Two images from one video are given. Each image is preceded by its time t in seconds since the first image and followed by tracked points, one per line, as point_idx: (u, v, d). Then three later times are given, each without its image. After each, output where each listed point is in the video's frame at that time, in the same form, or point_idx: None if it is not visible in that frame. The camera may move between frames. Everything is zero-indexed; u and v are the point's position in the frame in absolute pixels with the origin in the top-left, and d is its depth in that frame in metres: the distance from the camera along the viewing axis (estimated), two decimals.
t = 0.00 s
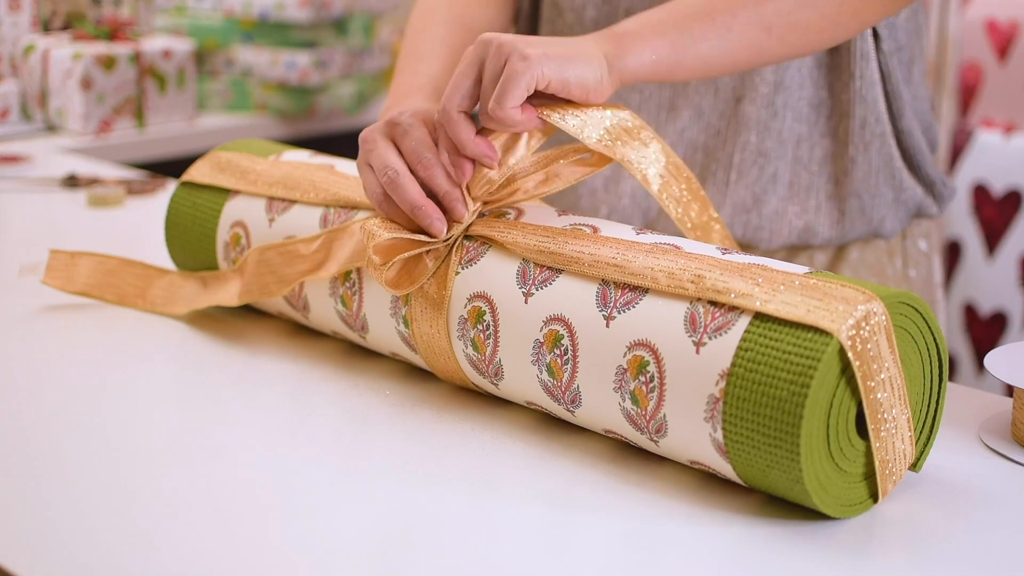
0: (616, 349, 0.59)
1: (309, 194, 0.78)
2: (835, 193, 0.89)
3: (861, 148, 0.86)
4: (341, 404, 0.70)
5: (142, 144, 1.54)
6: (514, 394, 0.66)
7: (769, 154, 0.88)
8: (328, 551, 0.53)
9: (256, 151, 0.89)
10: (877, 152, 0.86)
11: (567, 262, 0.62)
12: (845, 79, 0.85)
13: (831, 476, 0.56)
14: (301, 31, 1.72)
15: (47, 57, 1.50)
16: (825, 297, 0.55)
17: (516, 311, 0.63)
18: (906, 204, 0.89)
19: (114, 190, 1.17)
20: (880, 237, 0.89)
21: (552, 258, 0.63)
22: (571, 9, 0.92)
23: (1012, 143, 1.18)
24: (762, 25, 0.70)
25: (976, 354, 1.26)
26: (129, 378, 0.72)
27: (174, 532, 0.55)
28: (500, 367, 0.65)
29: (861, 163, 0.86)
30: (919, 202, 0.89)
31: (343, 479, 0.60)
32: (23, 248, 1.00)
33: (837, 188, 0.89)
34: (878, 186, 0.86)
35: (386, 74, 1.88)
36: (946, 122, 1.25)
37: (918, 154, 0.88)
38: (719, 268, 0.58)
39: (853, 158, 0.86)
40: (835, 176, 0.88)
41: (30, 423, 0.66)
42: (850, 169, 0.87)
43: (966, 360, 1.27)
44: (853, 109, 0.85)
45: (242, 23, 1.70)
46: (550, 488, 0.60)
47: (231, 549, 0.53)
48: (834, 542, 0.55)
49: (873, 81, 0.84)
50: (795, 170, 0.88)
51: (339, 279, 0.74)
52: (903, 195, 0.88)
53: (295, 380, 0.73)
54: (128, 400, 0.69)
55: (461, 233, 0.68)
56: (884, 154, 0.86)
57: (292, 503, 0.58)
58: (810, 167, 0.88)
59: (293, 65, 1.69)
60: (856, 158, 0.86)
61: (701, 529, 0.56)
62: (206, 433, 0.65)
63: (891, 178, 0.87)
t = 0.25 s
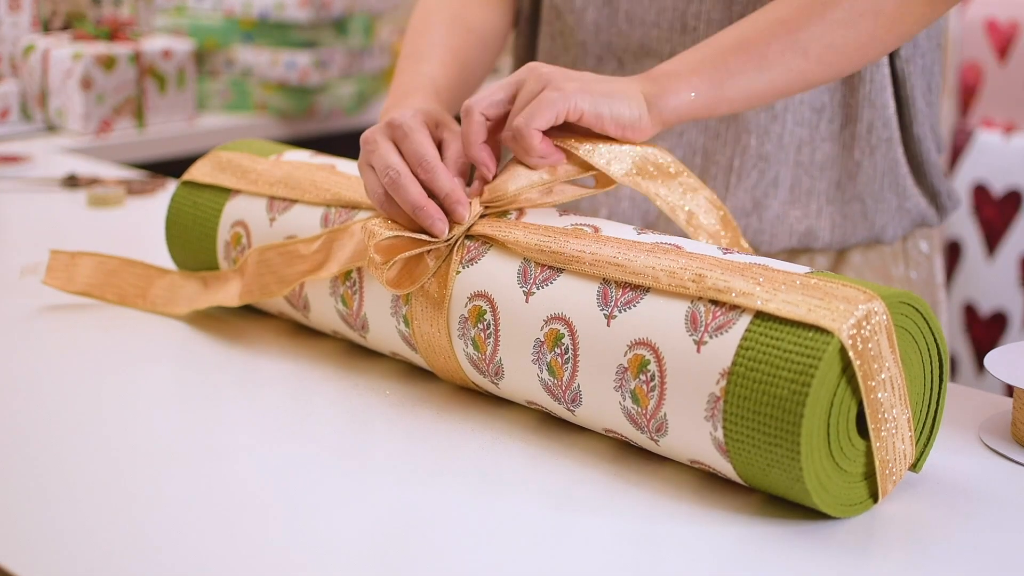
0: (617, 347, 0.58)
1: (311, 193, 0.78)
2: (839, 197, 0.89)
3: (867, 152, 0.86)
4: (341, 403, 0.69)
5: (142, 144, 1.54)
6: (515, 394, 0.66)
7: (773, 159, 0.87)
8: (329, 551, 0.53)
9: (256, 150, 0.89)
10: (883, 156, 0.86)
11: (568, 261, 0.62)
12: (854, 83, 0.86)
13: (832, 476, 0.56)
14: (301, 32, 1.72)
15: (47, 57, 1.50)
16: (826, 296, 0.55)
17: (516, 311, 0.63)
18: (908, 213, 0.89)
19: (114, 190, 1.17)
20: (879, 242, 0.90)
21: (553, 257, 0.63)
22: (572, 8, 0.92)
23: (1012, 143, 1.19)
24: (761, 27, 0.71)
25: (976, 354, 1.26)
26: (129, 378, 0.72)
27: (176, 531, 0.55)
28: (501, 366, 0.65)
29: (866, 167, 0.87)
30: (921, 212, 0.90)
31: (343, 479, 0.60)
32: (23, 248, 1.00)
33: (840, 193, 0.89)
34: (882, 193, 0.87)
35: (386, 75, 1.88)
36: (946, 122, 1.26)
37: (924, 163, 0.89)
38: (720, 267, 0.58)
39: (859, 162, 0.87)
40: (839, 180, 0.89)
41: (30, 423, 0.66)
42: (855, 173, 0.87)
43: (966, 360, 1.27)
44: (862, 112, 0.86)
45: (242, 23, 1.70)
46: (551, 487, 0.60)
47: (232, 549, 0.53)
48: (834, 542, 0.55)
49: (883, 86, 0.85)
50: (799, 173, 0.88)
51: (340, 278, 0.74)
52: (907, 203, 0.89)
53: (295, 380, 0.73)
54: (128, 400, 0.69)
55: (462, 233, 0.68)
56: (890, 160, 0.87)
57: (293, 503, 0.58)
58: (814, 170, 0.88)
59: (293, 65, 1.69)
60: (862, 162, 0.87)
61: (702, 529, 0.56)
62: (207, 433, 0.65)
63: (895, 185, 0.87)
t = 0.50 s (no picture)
0: (619, 346, 0.58)
1: (314, 192, 0.78)
2: (838, 207, 0.88)
3: (868, 161, 0.86)
4: (343, 403, 0.70)
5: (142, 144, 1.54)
6: (516, 393, 0.67)
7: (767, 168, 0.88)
8: (330, 551, 0.53)
9: (257, 150, 0.89)
10: (883, 166, 0.87)
11: (570, 261, 0.62)
12: (855, 92, 0.85)
13: (833, 475, 0.56)
14: (301, 32, 1.72)
15: (47, 57, 1.50)
16: (827, 295, 0.55)
17: (518, 310, 0.63)
18: (908, 223, 0.90)
19: (114, 190, 1.17)
20: (876, 247, 0.90)
21: (555, 256, 0.63)
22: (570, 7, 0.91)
23: (1012, 143, 1.19)
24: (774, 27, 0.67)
25: (976, 354, 1.26)
26: (130, 378, 0.72)
27: (177, 531, 0.55)
28: (502, 365, 0.65)
29: (867, 176, 0.87)
30: (922, 222, 0.91)
31: (344, 478, 0.60)
32: (23, 248, 1.00)
33: (839, 203, 0.89)
34: (882, 202, 0.88)
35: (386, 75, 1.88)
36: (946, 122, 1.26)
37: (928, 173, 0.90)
38: (721, 266, 0.58)
39: (860, 171, 0.87)
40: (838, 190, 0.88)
41: (32, 423, 0.66)
42: (856, 182, 0.87)
43: (966, 360, 1.27)
44: (865, 122, 0.86)
45: (242, 23, 1.70)
46: (552, 487, 0.60)
47: (233, 549, 0.53)
48: (835, 541, 0.55)
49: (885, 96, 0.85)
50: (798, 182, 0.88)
51: (342, 277, 0.74)
52: (907, 213, 0.89)
53: (296, 380, 0.73)
54: (129, 400, 0.69)
55: (463, 231, 0.68)
56: (891, 170, 0.87)
57: (294, 503, 0.58)
58: (814, 180, 0.88)
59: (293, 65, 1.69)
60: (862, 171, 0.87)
61: (703, 528, 0.56)
62: (208, 432, 0.65)
63: (895, 196, 0.88)
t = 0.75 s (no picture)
0: (614, 353, 0.58)
1: (306, 195, 0.78)
2: (835, 216, 0.88)
3: (866, 169, 0.86)
4: (341, 405, 0.70)
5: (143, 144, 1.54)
6: (514, 397, 0.66)
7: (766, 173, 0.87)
8: (328, 552, 0.53)
9: (255, 151, 0.89)
10: (882, 174, 0.87)
11: (562, 266, 0.62)
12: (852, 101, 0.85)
13: (830, 478, 0.56)
14: (301, 31, 1.73)
15: (47, 57, 1.50)
16: (820, 300, 0.55)
17: (512, 316, 0.63)
18: (904, 230, 0.90)
19: (115, 190, 1.18)
20: (872, 251, 0.90)
21: (547, 262, 0.63)
22: (574, 11, 0.93)
23: (1012, 143, 1.19)
24: (783, 72, 0.66)
25: (976, 354, 1.26)
26: (129, 379, 0.72)
27: (175, 533, 0.55)
28: (500, 372, 0.65)
29: (864, 184, 0.87)
30: (920, 228, 0.91)
31: (342, 479, 0.60)
32: (22, 248, 1.00)
33: (836, 211, 0.88)
34: (880, 210, 0.88)
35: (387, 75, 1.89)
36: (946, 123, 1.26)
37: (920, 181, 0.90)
38: (714, 271, 0.58)
39: (857, 180, 0.87)
40: (836, 199, 0.88)
41: (30, 424, 0.66)
42: (854, 191, 0.87)
43: (966, 360, 1.27)
44: (863, 131, 0.86)
45: (242, 23, 1.70)
46: (549, 489, 0.60)
47: (231, 550, 0.53)
48: (834, 543, 0.55)
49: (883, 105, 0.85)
50: (795, 189, 0.88)
51: (339, 283, 0.74)
52: (904, 220, 0.89)
53: (294, 381, 0.73)
54: (128, 402, 0.69)
55: (456, 233, 0.68)
56: (888, 178, 0.87)
57: (292, 504, 0.58)
58: (811, 188, 0.88)
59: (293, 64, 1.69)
60: (860, 179, 0.87)
61: (700, 530, 0.56)
62: (206, 434, 0.65)
63: (893, 203, 0.88)
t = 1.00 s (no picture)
0: (615, 352, 0.59)
1: (307, 194, 0.78)
2: (834, 222, 0.88)
3: (866, 176, 0.87)
4: (341, 404, 0.70)
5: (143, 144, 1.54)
6: (516, 397, 0.66)
7: (765, 178, 0.88)
8: (330, 551, 0.53)
9: (255, 151, 0.89)
10: (882, 181, 0.87)
11: (563, 266, 0.62)
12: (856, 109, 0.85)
13: (831, 477, 0.56)
14: (301, 32, 1.73)
15: (47, 57, 1.50)
16: (821, 299, 0.55)
17: (514, 314, 0.63)
18: (904, 237, 0.90)
19: (115, 190, 1.18)
20: (871, 256, 0.90)
21: (548, 261, 0.63)
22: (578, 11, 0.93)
23: (1012, 143, 1.19)
24: (786, 81, 0.66)
25: (976, 354, 1.26)
26: (129, 379, 0.72)
27: (175, 532, 0.55)
28: (500, 370, 0.65)
29: (864, 191, 0.87)
30: (920, 234, 0.91)
31: (343, 478, 0.60)
32: (23, 248, 1.00)
33: (835, 218, 0.88)
34: (879, 217, 0.88)
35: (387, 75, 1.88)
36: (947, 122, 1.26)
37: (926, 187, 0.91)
38: (715, 271, 0.58)
39: (858, 187, 0.87)
40: (835, 205, 0.88)
41: (31, 423, 0.66)
42: (853, 198, 0.87)
43: (966, 361, 1.26)
44: (864, 138, 0.86)
45: (242, 23, 1.71)
46: (549, 488, 0.60)
47: (231, 549, 0.53)
48: (834, 542, 0.55)
49: (885, 113, 0.85)
50: (793, 195, 0.88)
51: (339, 282, 0.74)
52: (903, 228, 0.89)
53: (294, 381, 0.73)
54: (128, 401, 0.69)
55: (457, 232, 0.68)
56: (888, 186, 0.87)
57: (293, 503, 0.58)
58: (811, 194, 0.88)
59: (293, 64, 1.69)
60: (861, 185, 0.87)
61: (700, 529, 0.56)
62: (206, 433, 0.65)
63: (893, 210, 0.88)
